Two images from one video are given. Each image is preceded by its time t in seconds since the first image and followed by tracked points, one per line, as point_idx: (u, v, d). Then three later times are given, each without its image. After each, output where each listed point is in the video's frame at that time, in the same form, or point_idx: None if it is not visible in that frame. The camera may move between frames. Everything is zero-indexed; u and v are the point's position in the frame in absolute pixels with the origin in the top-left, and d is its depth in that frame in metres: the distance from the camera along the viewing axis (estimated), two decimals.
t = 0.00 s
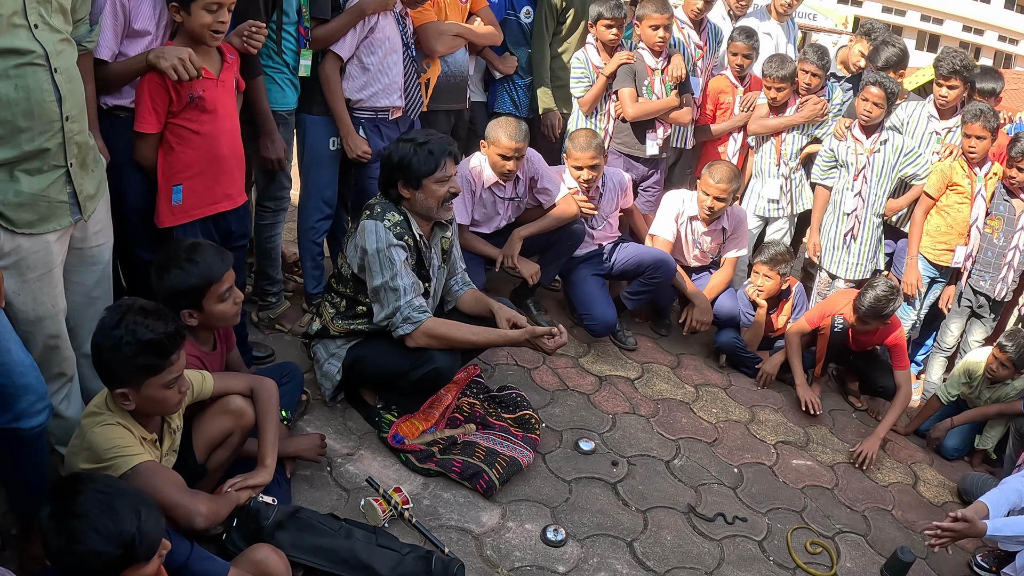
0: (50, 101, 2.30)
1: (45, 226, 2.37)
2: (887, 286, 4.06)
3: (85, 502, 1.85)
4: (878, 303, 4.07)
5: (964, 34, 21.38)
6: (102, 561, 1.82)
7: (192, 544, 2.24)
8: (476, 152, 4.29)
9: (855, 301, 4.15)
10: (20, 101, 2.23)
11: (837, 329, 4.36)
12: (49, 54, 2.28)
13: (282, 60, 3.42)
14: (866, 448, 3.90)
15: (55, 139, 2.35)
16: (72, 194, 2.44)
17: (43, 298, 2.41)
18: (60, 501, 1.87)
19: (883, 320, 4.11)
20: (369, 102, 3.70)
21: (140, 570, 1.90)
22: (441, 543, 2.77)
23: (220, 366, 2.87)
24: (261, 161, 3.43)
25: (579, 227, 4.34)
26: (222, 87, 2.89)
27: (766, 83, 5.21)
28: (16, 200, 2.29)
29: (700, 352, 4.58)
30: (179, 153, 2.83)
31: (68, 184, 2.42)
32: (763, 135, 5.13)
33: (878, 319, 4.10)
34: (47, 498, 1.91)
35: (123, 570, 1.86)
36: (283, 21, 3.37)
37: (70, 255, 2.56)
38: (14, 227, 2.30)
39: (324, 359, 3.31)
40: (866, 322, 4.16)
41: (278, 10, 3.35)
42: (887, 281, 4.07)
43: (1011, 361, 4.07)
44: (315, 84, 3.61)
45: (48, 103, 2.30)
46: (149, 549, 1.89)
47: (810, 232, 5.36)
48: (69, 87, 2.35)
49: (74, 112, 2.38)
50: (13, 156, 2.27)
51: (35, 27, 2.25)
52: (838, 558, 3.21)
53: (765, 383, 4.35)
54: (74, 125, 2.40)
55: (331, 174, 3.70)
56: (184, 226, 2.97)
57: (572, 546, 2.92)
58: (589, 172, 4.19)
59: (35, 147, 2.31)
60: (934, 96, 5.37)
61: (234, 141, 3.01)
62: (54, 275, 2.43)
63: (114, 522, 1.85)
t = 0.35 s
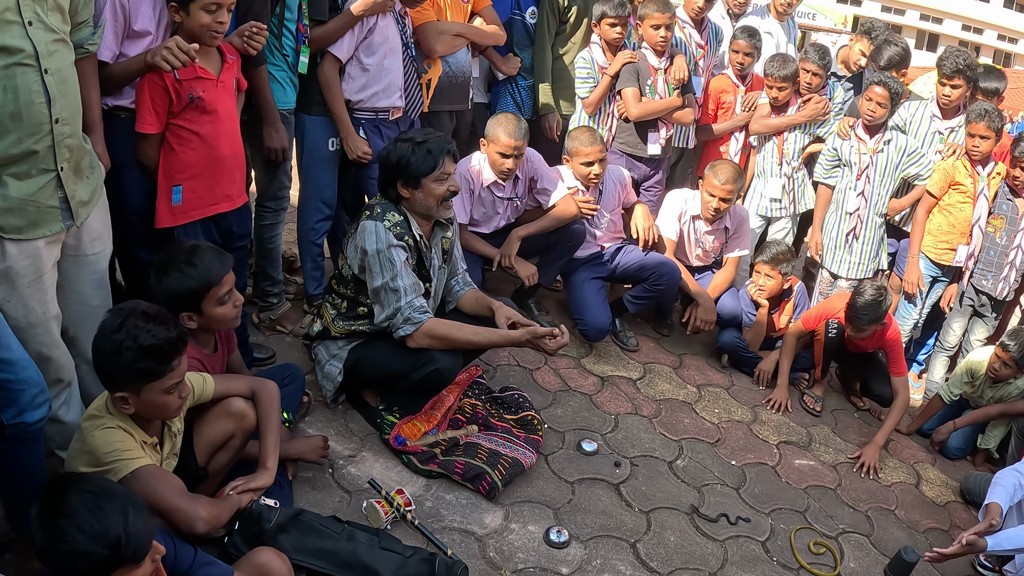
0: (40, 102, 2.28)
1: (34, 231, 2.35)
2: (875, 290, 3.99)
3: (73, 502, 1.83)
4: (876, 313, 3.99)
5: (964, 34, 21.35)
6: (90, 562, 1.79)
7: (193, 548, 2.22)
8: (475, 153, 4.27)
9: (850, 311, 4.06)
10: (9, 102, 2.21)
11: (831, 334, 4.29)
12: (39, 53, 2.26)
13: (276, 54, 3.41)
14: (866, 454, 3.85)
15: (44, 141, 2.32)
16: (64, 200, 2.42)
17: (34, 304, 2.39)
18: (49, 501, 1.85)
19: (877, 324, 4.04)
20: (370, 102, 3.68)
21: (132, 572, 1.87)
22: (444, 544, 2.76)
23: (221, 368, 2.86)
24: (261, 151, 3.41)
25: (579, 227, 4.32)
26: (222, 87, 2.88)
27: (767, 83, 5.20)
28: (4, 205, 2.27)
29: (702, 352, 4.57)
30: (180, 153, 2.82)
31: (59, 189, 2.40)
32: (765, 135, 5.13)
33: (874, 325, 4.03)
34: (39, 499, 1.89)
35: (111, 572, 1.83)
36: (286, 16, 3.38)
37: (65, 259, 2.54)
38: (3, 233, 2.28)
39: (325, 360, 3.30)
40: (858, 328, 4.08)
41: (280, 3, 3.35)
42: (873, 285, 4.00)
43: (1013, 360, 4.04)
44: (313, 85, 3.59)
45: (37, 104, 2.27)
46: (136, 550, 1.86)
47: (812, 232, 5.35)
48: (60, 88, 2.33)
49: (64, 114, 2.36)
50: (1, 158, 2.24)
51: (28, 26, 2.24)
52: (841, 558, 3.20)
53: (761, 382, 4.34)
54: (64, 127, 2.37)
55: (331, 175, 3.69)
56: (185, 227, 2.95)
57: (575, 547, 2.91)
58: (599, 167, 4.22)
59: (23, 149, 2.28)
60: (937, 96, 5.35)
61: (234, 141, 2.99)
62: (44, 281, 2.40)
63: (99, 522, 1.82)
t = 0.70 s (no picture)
0: (41, 100, 2.28)
1: (38, 228, 2.35)
2: (844, 295, 3.90)
3: (69, 498, 1.83)
4: (850, 314, 3.88)
5: (962, 33, 21.33)
6: (83, 558, 1.79)
7: (193, 548, 2.22)
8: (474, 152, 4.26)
9: (824, 320, 3.94)
10: (11, 100, 2.21)
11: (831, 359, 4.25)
12: (39, 51, 2.26)
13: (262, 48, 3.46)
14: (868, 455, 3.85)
15: (47, 138, 2.33)
16: (67, 196, 2.42)
17: (36, 303, 2.39)
18: (46, 497, 1.85)
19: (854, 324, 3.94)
20: (367, 102, 3.68)
21: (128, 569, 1.87)
22: (444, 543, 2.76)
23: (221, 367, 2.85)
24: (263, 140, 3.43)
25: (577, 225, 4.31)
26: (220, 87, 2.88)
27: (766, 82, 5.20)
28: (8, 202, 2.27)
29: (702, 351, 4.58)
30: (182, 154, 2.83)
31: (62, 185, 2.40)
32: (765, 134, 5.14)
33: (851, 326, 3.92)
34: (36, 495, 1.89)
35: (106, 568, 1.83)
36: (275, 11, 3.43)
37: (65, 258, 2.54)
38: (5, 230, 2.28)
39: (325, 360, 3.29)
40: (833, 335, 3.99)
41: None
42: (841, 291, 3.91)
43: (1014, 359, 4.06)
44: (310, 87, 3.59)
45: (39, 102, 2.28)
46: (131, 546, 1.85)
47: (810, 230, 5.36)
48: (62, 86, 2.34)
49: (66, 111, 2.36)
50: (5, 156, 2.25)
51: (26, 24, 2.24)
52: (842, 556, 3.20)
53: (764, 381, 4.36)
54: (66, 124, 2.37)
55: (329, 175, 3.69)
56: (187, 227, 2.96)
57: (576, 546, 2.91)
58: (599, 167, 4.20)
59: (26, 147, 2.28)
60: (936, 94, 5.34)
61: (235, 140, 3.00)
62: (47, 280, 2.40)
63: (94, 518, 1.82)
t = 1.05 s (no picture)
0: (47, 101, 2.30)
1: (44, 226, 2.37)
2: (844, 275, 3.90)
3: (70, 494, 1.84)
4: (845, 295, 3.85)
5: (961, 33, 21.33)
6: (84, 554, 1.81)
7: (193, 548, 2.24)
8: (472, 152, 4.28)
9: (819, 296, 3.91)
10: (18, 101, 2.23)
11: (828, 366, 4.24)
12: (44, 53, 2.28)
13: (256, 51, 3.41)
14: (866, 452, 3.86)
15: (53, 138, 2.35)
16: (72, 194, 2.44)
17: (41, 299, 2.40)
18: (47, 494, 1.86)
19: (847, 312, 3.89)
20: (363, 105, 3.70)
21: (128, 567, 1.88)
22: (444, 543, 2.77)
23: (221, 368, 2.87)
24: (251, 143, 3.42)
25: (573, 224, 4.36)
26: (221, 89, 2.90)
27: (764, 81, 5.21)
28: (15, 200, 2.29)
29: (701, 350, 4.60)
30: (184, 156, 2.86)
31: (67, 183, 2.43)
32: (762, 134, 5.15)
33: (843, 309, 3.87)
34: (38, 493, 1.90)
35: (107, 565, 1.84)
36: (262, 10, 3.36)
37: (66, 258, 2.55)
38: (13, 227, 2.30)
39: (325, 362, 3.31)
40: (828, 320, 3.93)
41: None
42: (842, 272, 3.91)
43: (1011, 357, 4.08)
44: (304, 93, 3.61)
45: (45, 104, 2.30)
46: (131, 545, 1.86)
47: (807, 229, 5.38)
48: (66, 86, 2.35)
49: (71, 111, 2.38)
50: (12, 155, 2.27)
51: (31, 28, 2.25)
52: (840, 554, 3.21)
53: (765, 380, 4.38)
54: (71, 124, 2.40)
55: (326, 176, 3.71)
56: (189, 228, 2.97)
57: (575, 545, 2.92)
58: (585, 173, 4.16)
59: (33, 146, 2.31)
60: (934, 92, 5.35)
61: (236, 143, 3.01)
62: (52, 276, 2.42)
63: (94, 515, 1.83)
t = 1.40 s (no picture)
0: (29, 105, 2.31)
1: (25, 230, 2.36)
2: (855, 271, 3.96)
3: (67, 487, 1.85)
4: (849, 289, 3.92)
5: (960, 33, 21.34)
6: (81, 546, 1.81)
7: (191, 544, 2.25)
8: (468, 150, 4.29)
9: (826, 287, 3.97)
10: None
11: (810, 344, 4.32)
12: (28, 57, 2.29)
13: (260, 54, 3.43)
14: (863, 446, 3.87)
15: (36, 142, 2.36)
16: (55, 200, 2.44)
17: (23, 303, 2.40)
18: (45, 487, 1.87)
19: (851, 306, 3.95)
20: (364, 104, 3.71)
21: (125, 560, 1.89)
22: (442, 539, 2.78)
23: (219, 366, 2.88)
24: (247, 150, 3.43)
25: (569, 221, 4.38)
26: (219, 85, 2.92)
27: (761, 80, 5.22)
28: None
29: (699, 348, 4.60)
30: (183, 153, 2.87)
31: (51, 189, 2.42)
32: (760, 132, 5.16)
33: (844, 303, 3.94)
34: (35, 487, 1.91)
35: (104, 558, 1.85)
36: (263, 13, 3.37)
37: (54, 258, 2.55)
38: None
39: (323, 361, 3.32)
40: (832, 310, 3.97)
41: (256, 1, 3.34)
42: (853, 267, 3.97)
43: (1008, 353, 4.08)
44: (306, 87, 3.62)
45: (28, 107, 2.30)
46: (127, 538, 1.87)
47: (804, 227, 5.39)
48: (51, 90, 2.36)
49: (55, 116, 2.39)
50: None
51: (16, 30, 2.26)
52: (838, 551, 3.22)
53: (762, 377, 4.36)
54: (55, 128, 2.40)
55: (326, 176, 3.71)
56: (187, 227, 2.98)
57: (573, 542, 2.93)
58: (579, 173, 4.12)
59: (15, 151, 2.32)
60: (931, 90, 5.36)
61: (235, 140, 3.03)
62: (35, 281, 2.42)
63: (91, 507, 1.85)
